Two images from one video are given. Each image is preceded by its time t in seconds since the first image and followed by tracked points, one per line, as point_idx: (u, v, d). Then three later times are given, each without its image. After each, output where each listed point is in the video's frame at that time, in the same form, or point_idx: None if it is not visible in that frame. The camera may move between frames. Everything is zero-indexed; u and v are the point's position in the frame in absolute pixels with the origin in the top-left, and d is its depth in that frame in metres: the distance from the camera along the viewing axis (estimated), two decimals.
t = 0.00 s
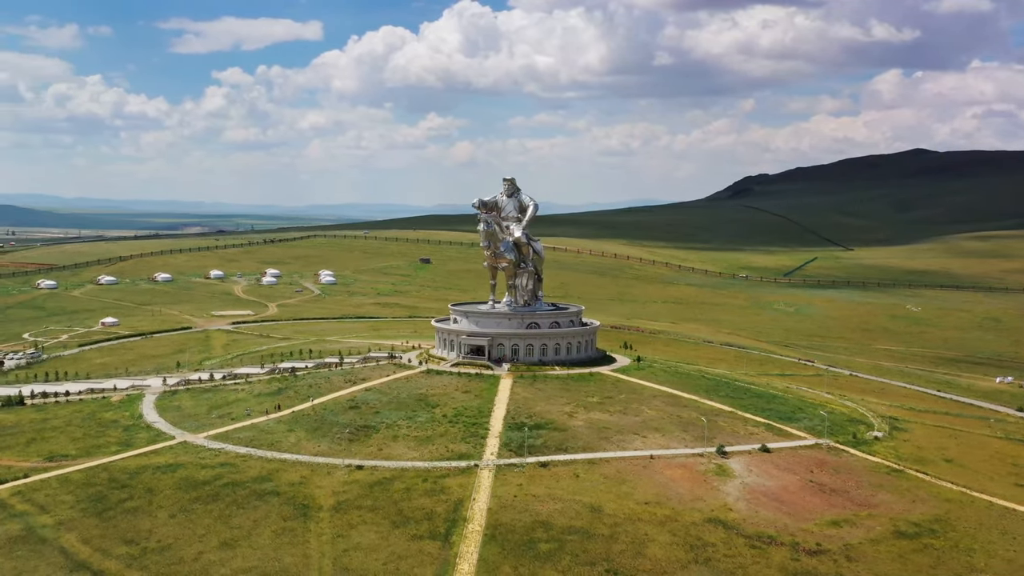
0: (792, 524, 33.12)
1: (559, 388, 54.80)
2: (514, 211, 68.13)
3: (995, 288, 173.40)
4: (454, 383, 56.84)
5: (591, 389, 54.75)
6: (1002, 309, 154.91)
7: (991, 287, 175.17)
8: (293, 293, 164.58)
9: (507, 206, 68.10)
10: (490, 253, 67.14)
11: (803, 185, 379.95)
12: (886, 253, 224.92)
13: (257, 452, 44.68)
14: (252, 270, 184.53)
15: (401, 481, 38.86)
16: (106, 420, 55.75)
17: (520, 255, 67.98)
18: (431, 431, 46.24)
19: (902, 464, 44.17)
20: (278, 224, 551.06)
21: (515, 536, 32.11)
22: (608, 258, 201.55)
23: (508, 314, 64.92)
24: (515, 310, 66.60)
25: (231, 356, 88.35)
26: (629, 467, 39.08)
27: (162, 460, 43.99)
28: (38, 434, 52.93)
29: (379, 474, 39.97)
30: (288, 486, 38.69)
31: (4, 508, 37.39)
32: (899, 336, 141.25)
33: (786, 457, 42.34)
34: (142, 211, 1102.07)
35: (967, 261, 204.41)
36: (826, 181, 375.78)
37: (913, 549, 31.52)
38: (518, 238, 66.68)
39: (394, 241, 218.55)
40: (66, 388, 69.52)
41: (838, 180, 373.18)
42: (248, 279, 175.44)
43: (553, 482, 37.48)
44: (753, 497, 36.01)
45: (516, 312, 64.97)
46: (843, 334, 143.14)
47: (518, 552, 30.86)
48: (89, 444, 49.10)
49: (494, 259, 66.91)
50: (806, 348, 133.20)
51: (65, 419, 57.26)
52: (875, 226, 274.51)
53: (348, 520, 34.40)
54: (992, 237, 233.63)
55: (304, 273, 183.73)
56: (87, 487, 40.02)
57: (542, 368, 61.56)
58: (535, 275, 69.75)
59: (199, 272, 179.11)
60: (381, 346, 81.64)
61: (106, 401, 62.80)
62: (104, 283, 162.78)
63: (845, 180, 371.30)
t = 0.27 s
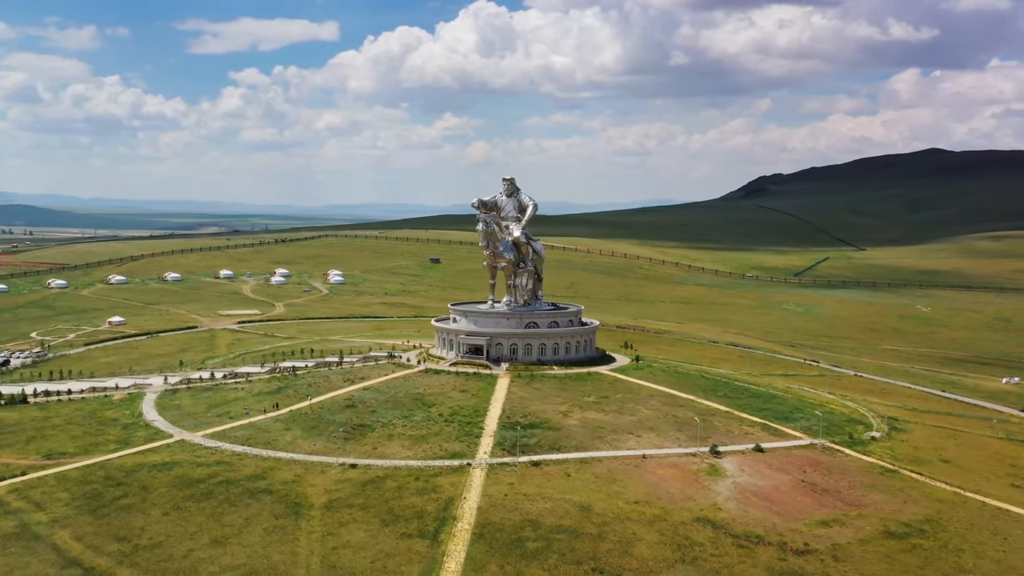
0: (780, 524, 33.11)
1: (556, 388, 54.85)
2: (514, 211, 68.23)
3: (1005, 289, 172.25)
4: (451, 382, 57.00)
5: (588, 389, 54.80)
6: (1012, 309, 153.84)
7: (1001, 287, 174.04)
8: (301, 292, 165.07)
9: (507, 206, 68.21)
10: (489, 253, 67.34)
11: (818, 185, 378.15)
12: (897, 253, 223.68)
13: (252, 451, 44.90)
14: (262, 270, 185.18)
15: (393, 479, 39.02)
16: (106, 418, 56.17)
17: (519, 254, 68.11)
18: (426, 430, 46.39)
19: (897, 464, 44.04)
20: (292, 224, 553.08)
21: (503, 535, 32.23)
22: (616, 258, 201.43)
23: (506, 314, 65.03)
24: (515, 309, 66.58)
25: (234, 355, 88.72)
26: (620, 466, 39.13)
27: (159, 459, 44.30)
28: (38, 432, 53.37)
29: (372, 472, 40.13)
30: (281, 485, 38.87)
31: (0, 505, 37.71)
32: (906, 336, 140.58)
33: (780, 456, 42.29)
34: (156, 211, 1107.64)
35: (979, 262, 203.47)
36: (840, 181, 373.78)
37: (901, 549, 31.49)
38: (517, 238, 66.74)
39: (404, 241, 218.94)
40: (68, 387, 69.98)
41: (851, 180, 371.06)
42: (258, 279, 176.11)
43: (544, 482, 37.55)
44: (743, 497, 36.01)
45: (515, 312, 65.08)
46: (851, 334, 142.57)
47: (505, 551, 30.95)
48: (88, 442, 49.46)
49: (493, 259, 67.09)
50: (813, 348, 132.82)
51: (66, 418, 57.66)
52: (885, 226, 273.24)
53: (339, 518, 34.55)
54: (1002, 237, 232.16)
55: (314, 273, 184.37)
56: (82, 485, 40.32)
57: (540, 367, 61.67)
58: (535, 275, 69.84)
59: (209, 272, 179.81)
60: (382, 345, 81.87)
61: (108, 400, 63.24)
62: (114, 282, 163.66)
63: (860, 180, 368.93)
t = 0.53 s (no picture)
0: (769, 524, 33.11)
1: (552, 387, 54.91)
2: (513, 211, 68.35)
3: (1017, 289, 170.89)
4: (449, 381, 57.18)
5: (584, 389, 54.83)
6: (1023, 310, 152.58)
7: (1012, 288, 172.74)
8: (309, 292, 165.55)
9: (506, 206, 68.34)
10: (488, 253, 67.47)
11: (831, 185, 376.14)
12: (908, 253, 222.39)
13: (248, 449, 45.18)
14: (271, 270, 185.82)
15: (386, 478, 39.19)
16: (107, 417, 56.65)
17: (519, 254, 68.19)
18: (421, 429, 46.56)
19: (893, 465, 43.88)
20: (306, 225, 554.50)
21: (492, 533, 32.34)
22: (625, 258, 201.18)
23: (505, 313, 65.16)
24: (514, 309, 66.69)
25: (236, 354, 89.15)
26: (612, 466, 39.20)
27: (156, 457, 44.63)
28: (38, 430, 53.88)
29: (365, 471, 40.33)
30: (275, 483, 39.12)
31: None
32: (913, 336, 139.80)
33: (773, 456, 42.27)
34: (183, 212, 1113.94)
35: (991, 262, 202.05)
36: (854, 181, 371.67)
37: (889, 549, 31.45)
38: (516, 238, 66.80)
39: (413, 241, 219.23)
40: (71, 386, 70.53)
41: (865, 180, 368.73)
42: (267, 279, 176.75)
43: (536, 481, 37.64)
44: (734, 496, 36.02)
45: (513, 312, 65.19)
46: (858, 334, 141.92)
47: (493, 549, 31.08)
48: (86, 440, 49.88)
49: (492, 259, 67.20)
50: (819, 348, 132.30)
51: (67, 416, 58.16)
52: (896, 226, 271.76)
53: (330, 516, 34.72)
54: (1014, 237, 230.43)
55: (323, 273, 184.94)
56: (78, 482, 40.68)
57: (538, 367, 61.76)
58: (535, 274, 69.90)
59: (219, 271, 180.64)
60: (384, 345, 82.11)
61: (109, 398, 63.72)
62: (124, 282, 164.60)
63: (873, 180, 366.70)
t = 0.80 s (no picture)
0: (758, 523, 33.09)
1: (550, 387, 55.02)
2: (513, 210, 68.53)
3: None
4: (446, 381, 57.42)
5: (581, 388, 54.92)
6: None
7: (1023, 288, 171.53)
8: (317, 292, 166.11)
9: (506, 206, 68.54)
10: (488, 252, 67.57)
11: (845, 185, 374.35)
12: (919, 254, 221.17)
13: (244, 447, 45.45)
14: (281, 269, 186.55)
15: (378, 476, 39.38)
16: (107, 415, 57.11)
17: (518, 254, 68.31)
18: (416, 428, 46.77)
19: (888, 465, 43.73)
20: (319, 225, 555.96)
21: (480, 532, 32.48)
22: (636, 258, 201.00)
23: (504, 313, 65.22)
24: (514, 309, 66.76)
25: (240, 353, 89.68)
26: (604, 465, 39.32)
27: (153, 455, 44.95)
28: (39, 428, 54.39)
29: (359, 469, 40.55)
30: (268, 481, 39.37)
31: None
32: (921, 337, 139.10)
33: (767, 456, 42.24)
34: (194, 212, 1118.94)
35: (1004, 263, 200.72)
36: (868, 181, 369.97)
37: (877, 548, 31.43)
38: (516, 238, 66.88)
39: (422, 241, 219.59)
40: (74, 385, 71.14)
41: (879, 180, 366.99)
42: (276, 279, 177.48)
43: (527, 479, 37.81)
44: (724, 496, 36.04)
45: (513, 311, 65.25)
46: (866, 335, 141.36)
47: (481, 547, 31.22)
48: (86, 438, 50.31)
49: (492, 259, 67.29)
50: (826, 349, 131.87)
51: (69, 414, 58.71)
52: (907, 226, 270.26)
53: (321, 514, 34.92)
54: None
55: (332, 273, 185.57)
56: (74, 480, 41.00)
57: (537, 367, 61.87)
58: (535, 274, 70.00)
59: (229, 271, 181.51)
60: (386, 344, 82.46)
61: (111, 396, 64.22)
62: (134, 282, 165.55)
63: (888, 181, 364.89)
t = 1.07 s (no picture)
0: (747, 523, 33.09)
1: (547, 386, 55.09)
2: (513, 210, 68.74)
3: None
4: (445, 380, 57.57)
5: (579, 388, 54.97)
6: None
7: None
8: (325, 292, 166.56)
9: (506, 205, 68.75)
10: (488, 252, 67.74)
11: (859, 185, 372.57)
12: (931, 254, 219.77)
13: (241, 446, 45.73)
14: (291, 269, 187.14)
15: (372, 475, 39.55)
16: (107, 413, 57.58)
17: (518, 254, 68.38)
18: (412, 427, 46.95)
19: (883, 466, 43.62)
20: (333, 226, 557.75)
21: (469, 530, 32.60)
22: (645, 258, 200.68)
23: (504, 312, 65.30)
24: (514, 309, 66.87)
25: (243, 352, 90.08)
26: (597, 464, 39.38)
27: (150, 453, 45.27)
28: (41, 426, 54.87)
29: (352, 468, 40.73)
30: (262, 479, 39.61)
31: None
32: (929, 337, 138.32)
33: (761, 456, 42.20)
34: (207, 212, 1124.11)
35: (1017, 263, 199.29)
36: (883, 182, 368.24)
37: (866, 549, 31.39)
38: (515, 238, 66.98)
39: (432, 241, 219.83)
40: (77, 383, 71.66)
41: (894, 181, 365.12)
42: (286, 278, 178.03)
43: (519, 478, 37.92)
44: (715, 495, 36.05)
45: (512, 311, 65.31)
46: (874, 335, 140.69)
47: (469, 546, 31.34)
48: (85, 436, 50.71)
49: (492, 258, 67.44)
50: (832, 349, 131.35)
51: (71, 412, 59.19)
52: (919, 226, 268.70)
53: (313, 512, 35.13)
54: None
55: (342, 272, 186.05)
56: (71, 477, 41.36)
57: (536, 366, 61.94)
58: (536, 274, 70.09)
59: (239, 271, 182.29)
60: (389, 344, 82.66)
61: (114, 395, 64.71)
62: (145, 281, 166.56)
63: (903, 181, 363.01)
